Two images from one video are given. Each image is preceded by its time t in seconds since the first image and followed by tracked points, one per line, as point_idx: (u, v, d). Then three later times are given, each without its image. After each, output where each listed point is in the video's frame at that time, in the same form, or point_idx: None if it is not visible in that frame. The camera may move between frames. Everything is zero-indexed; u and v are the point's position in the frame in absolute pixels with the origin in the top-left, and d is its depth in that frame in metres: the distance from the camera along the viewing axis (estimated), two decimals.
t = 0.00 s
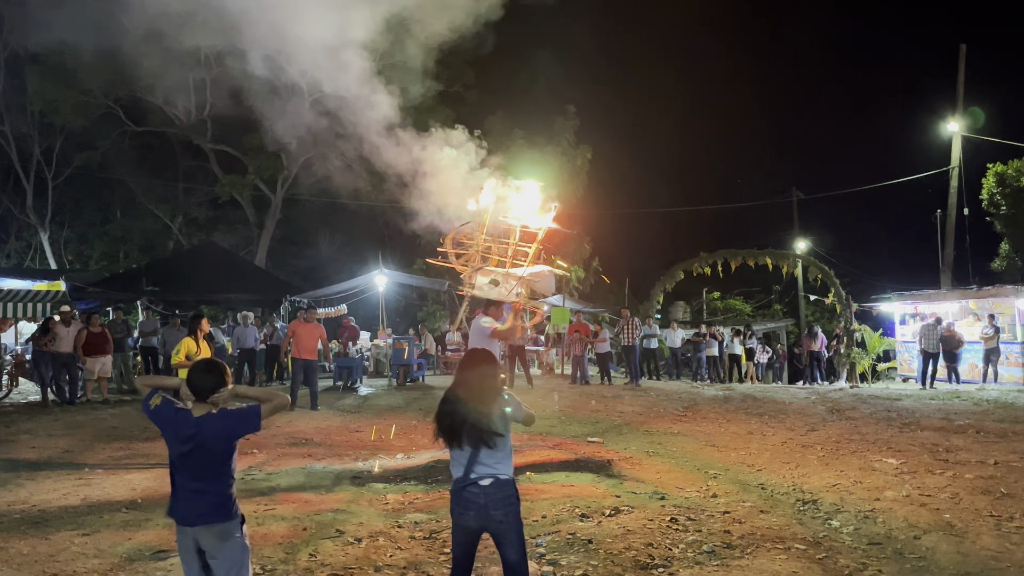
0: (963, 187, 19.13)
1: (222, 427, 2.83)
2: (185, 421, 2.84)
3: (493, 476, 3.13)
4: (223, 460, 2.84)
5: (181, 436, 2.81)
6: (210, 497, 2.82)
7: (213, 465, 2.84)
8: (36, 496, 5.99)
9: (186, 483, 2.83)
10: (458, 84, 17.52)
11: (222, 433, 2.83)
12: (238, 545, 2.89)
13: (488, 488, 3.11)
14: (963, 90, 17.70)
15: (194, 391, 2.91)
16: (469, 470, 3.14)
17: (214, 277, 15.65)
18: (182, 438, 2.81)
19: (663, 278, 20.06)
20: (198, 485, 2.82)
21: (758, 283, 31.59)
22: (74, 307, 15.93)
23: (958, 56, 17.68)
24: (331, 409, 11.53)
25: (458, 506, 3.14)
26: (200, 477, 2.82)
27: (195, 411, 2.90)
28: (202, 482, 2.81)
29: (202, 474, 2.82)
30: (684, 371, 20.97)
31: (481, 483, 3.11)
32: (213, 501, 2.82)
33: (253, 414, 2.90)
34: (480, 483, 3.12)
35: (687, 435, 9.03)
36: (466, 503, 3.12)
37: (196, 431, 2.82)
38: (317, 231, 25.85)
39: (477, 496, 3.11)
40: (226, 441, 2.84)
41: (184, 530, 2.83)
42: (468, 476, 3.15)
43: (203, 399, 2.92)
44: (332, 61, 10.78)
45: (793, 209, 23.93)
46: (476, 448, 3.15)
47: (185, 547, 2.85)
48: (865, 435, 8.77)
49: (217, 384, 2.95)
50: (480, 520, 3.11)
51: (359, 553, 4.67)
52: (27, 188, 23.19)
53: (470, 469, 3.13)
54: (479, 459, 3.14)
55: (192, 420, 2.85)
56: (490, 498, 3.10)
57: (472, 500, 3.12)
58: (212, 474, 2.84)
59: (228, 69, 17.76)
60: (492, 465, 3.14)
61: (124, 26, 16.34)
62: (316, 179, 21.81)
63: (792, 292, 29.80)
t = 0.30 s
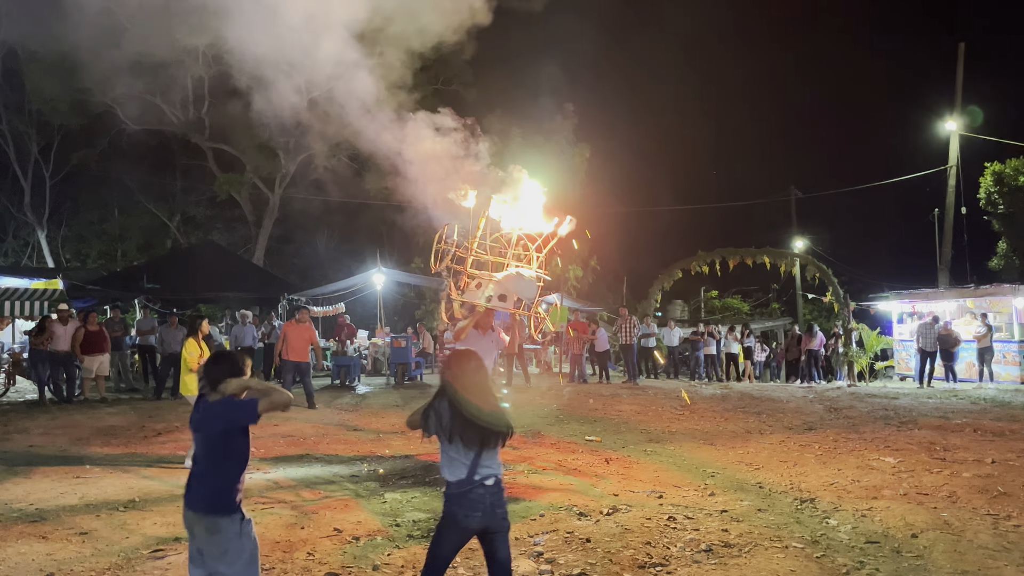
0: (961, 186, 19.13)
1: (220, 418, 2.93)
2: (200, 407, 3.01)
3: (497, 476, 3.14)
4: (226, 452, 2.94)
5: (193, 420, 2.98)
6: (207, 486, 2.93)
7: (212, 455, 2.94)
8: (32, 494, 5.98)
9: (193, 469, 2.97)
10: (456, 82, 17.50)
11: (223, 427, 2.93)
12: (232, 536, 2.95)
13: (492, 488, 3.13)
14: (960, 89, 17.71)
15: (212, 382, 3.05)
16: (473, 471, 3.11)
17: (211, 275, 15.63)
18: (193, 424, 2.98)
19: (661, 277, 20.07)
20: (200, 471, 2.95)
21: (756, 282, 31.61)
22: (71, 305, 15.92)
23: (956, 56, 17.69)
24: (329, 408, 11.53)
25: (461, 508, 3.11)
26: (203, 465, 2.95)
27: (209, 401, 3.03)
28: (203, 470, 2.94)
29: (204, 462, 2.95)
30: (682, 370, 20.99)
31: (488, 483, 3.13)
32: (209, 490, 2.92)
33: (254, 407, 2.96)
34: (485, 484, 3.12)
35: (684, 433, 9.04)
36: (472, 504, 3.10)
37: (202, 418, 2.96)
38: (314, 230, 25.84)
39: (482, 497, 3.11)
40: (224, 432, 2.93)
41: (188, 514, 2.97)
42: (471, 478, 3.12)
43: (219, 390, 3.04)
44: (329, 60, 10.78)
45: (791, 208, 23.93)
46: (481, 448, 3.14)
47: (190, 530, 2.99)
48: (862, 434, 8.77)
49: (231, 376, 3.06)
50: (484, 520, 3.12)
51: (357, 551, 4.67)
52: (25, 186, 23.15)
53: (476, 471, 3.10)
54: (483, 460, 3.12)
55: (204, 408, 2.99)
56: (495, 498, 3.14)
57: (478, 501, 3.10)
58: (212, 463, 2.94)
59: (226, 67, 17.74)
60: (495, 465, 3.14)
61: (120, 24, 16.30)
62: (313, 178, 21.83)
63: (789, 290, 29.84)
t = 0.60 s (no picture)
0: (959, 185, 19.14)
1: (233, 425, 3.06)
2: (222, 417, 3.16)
3: (451, 467, 3.16)
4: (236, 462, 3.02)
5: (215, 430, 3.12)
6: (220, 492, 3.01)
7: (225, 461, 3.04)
8: (31, 494, 5.97)
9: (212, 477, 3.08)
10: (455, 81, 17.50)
11: (230, 436, 3.04)
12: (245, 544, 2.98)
13: (446, 480, 3.13)
14: (959, 88, 17.72)
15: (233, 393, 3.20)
16: (426, 463, 3.13)
17: (210, 274, 15.61)
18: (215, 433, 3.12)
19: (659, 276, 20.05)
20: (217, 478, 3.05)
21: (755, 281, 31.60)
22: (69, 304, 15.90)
23: (955, 55, 17.70)
24: (328, 407, 11.52)
25: (416, 501, 3.11)
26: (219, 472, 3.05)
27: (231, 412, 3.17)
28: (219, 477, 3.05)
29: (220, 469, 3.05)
30: (681, 369, 20.98)
31: (442, 475, 3.13)
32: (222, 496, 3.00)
33: (259, 418, 3.12)
34: (439, 476, 3.12)
35: (683, 432, 9.03)
36: (427, 496, 3.10)
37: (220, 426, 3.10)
38: (313, 229, 25.82)
39: (436, 488, 3.11)
40: (237, 439, 3.04)
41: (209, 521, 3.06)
42: (424, 470, 3.13)
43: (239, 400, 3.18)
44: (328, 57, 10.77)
45: (789, 206, 23.94)
46: (433, 440, 3.15)
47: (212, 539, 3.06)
48: (861, 433, 8.77)
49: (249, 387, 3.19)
50: (440, 512, 3.11)
51: (355, 551, 4.67)
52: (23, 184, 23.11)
53: (428, 462, 3.12)
54: (436, 451, 3.14)
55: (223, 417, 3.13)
56: (450, 489, 3.13)
57: (432, 493, 3.10)
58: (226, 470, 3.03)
59: (224, 66, 17.71)
60: (449, 456, 3.16)
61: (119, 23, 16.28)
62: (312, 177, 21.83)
63: (788, 289, 29.83)
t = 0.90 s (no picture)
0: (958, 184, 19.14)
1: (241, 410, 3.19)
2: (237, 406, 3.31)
3: (427, 467, 3.13)
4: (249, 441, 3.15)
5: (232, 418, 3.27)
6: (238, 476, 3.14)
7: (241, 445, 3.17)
8: (30, 492, 5.97)
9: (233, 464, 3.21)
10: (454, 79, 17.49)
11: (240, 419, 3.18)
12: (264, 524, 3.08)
13: (420, 480, 3.11)
14: (958, 87, 17.73)
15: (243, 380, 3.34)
16: (401, 462, 3.13)
17: (208, 272, 15.59)
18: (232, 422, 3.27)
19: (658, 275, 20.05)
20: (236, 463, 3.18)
21: (754, 280, 31.61)
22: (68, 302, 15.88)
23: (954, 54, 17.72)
24: (327, 405, 11.52)
25: (390, 498, 3.13)
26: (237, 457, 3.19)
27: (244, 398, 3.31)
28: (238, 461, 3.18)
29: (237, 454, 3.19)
30: (679, 368, 20.97)
31: (415, 475, 3.11)
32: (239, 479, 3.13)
33: (262, 396, 3.21)
34: (412, 475, 3.12)
35: (682, 431, 9.03)
36: (399, 494, 3.11)
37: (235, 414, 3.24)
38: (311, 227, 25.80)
39: (409, 487, 3.11)
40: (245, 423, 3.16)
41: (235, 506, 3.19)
42: (400, 468, 3.14)
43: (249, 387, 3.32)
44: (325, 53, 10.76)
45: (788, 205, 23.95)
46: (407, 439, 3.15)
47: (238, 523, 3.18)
48: (860, 432, 8.76)
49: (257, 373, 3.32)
50: (412, 511, 3.10)
51: (354, 550, 4.66)
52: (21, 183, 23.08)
53: (402, 461, 3.13)
54: (411, 451, 3.14)
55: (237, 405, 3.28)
56: (423, 490, 3.10)
57: (404, 491, 3.11)
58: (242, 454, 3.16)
59: (223, 64, 17.69)
60: (424, 456, 3.15)
61: (117, 20, 16.25)
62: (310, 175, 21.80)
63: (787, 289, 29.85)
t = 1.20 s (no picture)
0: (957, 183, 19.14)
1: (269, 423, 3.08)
2: (246, 420, 3.15)
3: (396, 476, 3.17)
4: (279, 460, 3.06)
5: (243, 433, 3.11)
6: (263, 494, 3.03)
7: (265, 460, 3.06)
8: (30, 492, 5.97)
9: (246, 482, 3.06)
10: (453, 78, 17.48)
11: (268, 436, 3.05)
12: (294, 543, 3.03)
13: (388, 488, 3.17)
14: (957, 86, 17.73)
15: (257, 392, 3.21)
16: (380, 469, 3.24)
17: (208, 271, 15.59)
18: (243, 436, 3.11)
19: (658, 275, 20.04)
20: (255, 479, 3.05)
21: (753, 280, 31.60)
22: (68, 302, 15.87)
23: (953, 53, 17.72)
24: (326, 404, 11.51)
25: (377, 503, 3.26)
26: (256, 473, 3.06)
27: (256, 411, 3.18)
28: (256, 478, 3.05)
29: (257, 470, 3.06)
30: (679, 367, 20.96)
31: (385, 482, 3.19)
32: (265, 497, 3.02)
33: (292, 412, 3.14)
34: (384, 483, 3.20)
35: (681, 431, 9.02)
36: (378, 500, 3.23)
37: (251, 427, 3.10)
38: (311, 227, 25.79)
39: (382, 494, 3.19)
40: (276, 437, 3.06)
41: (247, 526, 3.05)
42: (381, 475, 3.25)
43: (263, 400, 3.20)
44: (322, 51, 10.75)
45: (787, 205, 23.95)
46: (382, 449, 3.23)
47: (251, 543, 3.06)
48: (859, 431, 8.76)
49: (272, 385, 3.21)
50: (385, 518, 3.18)
51: (355, 549, 4.66)
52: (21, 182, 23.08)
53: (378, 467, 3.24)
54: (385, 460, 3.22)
55: (250, 419, 3.13)
56: (388, 498, 3.15)
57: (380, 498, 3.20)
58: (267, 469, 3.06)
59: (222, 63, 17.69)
60: (394, 465, 3.19)
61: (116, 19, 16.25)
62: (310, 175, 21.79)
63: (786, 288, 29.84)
